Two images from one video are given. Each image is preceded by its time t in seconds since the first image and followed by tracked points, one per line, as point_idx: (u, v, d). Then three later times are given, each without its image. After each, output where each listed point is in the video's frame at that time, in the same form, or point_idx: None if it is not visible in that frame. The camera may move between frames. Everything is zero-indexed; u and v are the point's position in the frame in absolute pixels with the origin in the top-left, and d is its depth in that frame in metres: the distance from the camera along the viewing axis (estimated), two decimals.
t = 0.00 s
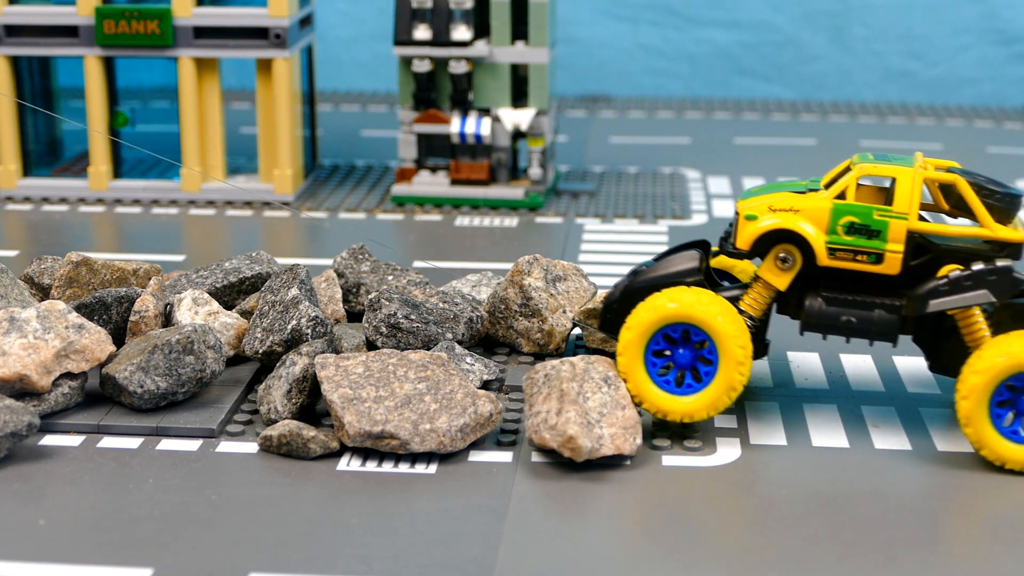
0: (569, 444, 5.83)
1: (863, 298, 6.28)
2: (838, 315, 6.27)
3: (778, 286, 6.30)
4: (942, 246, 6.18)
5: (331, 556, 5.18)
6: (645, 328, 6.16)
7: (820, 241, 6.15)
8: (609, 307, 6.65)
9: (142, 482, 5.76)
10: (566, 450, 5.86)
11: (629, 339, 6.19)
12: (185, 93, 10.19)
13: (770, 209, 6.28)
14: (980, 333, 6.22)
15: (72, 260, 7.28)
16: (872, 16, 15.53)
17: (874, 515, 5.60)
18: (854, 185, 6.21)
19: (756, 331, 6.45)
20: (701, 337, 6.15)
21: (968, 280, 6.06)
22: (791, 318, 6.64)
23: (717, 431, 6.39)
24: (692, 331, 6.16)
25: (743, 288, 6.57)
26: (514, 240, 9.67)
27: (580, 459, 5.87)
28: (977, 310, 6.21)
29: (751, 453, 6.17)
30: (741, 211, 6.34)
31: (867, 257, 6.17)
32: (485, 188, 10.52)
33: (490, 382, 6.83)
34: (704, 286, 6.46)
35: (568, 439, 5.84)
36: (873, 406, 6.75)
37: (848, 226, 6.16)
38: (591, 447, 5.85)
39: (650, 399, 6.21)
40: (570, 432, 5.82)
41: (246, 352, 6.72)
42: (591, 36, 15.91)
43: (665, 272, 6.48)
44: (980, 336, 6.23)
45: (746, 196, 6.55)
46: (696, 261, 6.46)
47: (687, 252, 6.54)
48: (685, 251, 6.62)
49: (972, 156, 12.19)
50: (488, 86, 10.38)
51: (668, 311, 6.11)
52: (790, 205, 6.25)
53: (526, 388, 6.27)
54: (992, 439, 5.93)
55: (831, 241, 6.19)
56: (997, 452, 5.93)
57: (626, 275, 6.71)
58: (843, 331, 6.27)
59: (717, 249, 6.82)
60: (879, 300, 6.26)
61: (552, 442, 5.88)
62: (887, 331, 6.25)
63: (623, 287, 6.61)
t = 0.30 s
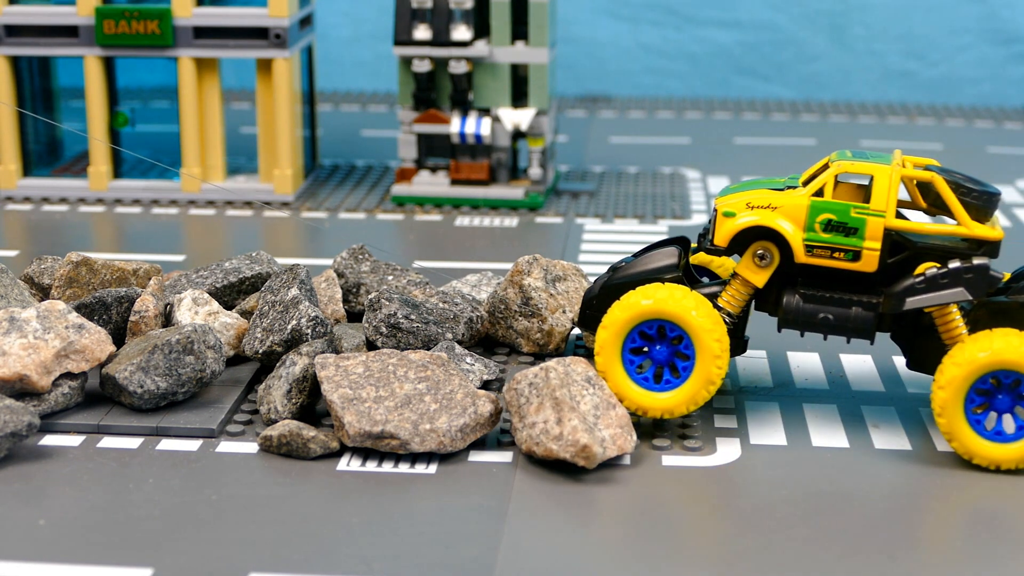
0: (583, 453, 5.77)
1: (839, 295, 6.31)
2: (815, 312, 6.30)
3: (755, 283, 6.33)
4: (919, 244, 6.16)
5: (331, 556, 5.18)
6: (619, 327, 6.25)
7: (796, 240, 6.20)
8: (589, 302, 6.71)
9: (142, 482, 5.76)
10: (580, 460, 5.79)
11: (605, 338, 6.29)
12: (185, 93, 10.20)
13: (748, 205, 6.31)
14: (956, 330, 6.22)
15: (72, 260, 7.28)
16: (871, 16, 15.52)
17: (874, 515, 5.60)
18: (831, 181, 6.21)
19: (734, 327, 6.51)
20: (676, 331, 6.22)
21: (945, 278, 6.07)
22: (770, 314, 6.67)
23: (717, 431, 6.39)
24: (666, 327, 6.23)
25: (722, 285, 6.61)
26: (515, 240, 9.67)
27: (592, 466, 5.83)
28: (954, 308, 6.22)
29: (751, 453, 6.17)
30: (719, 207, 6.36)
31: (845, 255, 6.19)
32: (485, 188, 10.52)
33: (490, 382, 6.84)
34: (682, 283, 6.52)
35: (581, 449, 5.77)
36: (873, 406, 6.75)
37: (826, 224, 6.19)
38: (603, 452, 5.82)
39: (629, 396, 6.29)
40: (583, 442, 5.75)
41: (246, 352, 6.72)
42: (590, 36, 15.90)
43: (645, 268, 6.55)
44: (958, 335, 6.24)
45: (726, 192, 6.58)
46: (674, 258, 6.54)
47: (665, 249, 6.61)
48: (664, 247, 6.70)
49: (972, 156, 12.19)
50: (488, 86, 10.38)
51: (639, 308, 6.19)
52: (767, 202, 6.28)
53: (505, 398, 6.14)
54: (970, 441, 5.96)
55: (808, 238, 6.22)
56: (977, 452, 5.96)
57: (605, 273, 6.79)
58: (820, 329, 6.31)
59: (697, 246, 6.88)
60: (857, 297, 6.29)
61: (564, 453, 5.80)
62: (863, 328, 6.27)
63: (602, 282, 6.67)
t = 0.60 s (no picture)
0: (589, 458, 5.75)
1: (829, 294, 6.32)
2: (807, 311, 6.31)
3: (748, 281, 6.33)
4: (911, 243, 6.19)
5: (332, 556, 5.18)
6: (611, 326, 6.24)
7: (789, 237, 6.20)
8: (582, 299, 6.70)
9: (142, 482, 5.76)
10: (586, 465, 5.78)
11: (596, 337, 6.27)
12: (185, 93, 10.21)
13: (741, 204, 6.32)
14: (948, 329, 6.24)
15: (72, 261, 7.28)
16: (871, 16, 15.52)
17: (874, 515, 5.60)
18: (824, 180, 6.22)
19: (727, 325, 6.53)
20: (668, 330, 6.22)
21: (937, 277, 6.09)
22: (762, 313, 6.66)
23: (717, 431, 6.39)
24: (658, 326, 6.23)
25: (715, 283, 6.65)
26: (515, 240, 9.67)
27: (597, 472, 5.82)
28: (945, 307, 6.23)
29: (751, 453, 6.17)
30: (712, 206, 6.38)
31: (837, 253, 6.20)
32: (485, 188, 10.52)
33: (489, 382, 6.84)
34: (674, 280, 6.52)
35: (587, 454, 5.75)
36: (873, 406, 6.75)
37: (819, 223, 6.19)
38: (607, 457, 5.81)
39: (621, 394, 6.29)
40: (589, 447, 5.74)
41: (246, 352, 6.72)
42: (590, 36, 15.90)
43: (637, 265, 6.54)
44: (949, 333, 6.25)
45: (719, 190, 6.59)
46: (667, 256, 6.52)
47: (657, 247, 6.60)
48: (655, 245, 6.68)
49: (972, 155, 12.19)
50: (488, 86, 10.38)
51: (632, 308, 6.18)
52: (760, 200, 6.28)
53: (501, 405, 6.08)
54: (962, 445, 5.97)
55: (801, 237, 6.22)
56: (972, 453, 5.96)
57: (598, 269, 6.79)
58: (812, 327, 6.31)
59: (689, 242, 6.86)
60: (848, 296, 6.29)
61: (570, 459, 5.78)
62: (854, 327, 6.28)
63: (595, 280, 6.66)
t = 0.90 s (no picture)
0: (597, 459, 5.75)
1: (810, 284, 6.39)
2: (786, 299, 6.39)
3: (730, 264, 6.42)
4: (895, 240, 6.24)
5: (331, 557, 5.18)
6: (579, 314, 6.34)
7: (772, 224, 6.27)
8: (564, 267, 6.72)
9: (142, 482, 5.76)
10: (594, 467, 5.76)
11: (570, 328, 6.38)
12: (185, 93, 10.12)
13: (727, 187, 6.37)
14: (926, 327, 6.30)
15: (72, 261, 7.27)
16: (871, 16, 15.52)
17: (873, 515, 5.60)
18: (814, 171, 6.28)
19: (705, 307, 6.57)
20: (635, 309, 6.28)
21: (919, 277, 6.14)
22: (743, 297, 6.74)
23: (717, 431, 6.39)
24: (624, 308, 6.30)
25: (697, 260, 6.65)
26: (515, 240, 9.67)
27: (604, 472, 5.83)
28: (926, 307, 6.29)
29: (751, 453, 6.17)
30: (699, 187, 6.43)
31: (821, 245, 6.28)
32: (485, 188, 10.52)
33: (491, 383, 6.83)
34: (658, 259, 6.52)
35: (595, 456, 5.74)
36: (873, 406, 6.75)
37: (804, 213, 6.26)
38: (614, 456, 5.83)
39: (605, 377, 6.38)
40: (597, 449, 5.73)
41: (246, 352, 6.71)
42: (591, 36, 15.88)
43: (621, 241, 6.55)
44: (926, 329, 6.32)
45: (707, 170, 6.63)
46: (650, 232, 6.53)
47: (642, 221, 6.60)
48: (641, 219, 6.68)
49: (972, 156, 12.19)
50: (488, 86, 10.38)
51: (596, 293, 6.27)
52: (747, 185, 6.34)
53: (502, 408, 6.03)
54: (943, 448, 5.98)
55: (785, 226, 6.29)
56: (955, 454, 5.97)
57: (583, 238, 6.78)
58: (790, 316, 6.40)
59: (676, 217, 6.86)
60: (829, 288, 6.36)
61: (578, 461, 5.77)
62: (832, 318, 6.36)
63: (578, 249, 6.67)
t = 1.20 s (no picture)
0: (603, 466, 5.75)
1: (774, 273, 6.45)
2: (749, 287, 6.44)
3: (695, 249, 6.46)
4: (861, 233, 6.29)
5: (331, 556, 5.18)
6: (536, 312, 6.48)
7: (739, 209, 6.29)
8: (529, 242, 6.80)
9: (142, 482, 5.76)
10: (600, 473, 5.77)
11: (537, 327, 6.51)
12: (185, 93, 10.13)
13: (697, 171, 6.43)
14: (887, 322, 6.34)
15: (72, 260, 7.27)
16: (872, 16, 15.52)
17: (871, 514, 5.61)
18: (783, 160, 6.32)
19: (668, 289, 6.64)
20: (587, 289, 6.39)
21: (882, 272, 6.20)
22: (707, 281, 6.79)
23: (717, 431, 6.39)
24: (576, 293, 6.43)
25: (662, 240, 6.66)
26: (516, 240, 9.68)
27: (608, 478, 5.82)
28: (887, 303, 6.32)
29: (750, 453, 6.17)
30: (669, 170, 6.50)
31: (787, 234, 6.33)
32: (485, 188, 10.52)
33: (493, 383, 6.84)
34: (621, 241, 6.57)
35: (601, 462, 5.74)
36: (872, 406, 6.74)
37: (772, 202, 6.30)
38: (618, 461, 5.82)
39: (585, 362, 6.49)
40: (603, 456, 5.73)
41: (246, 352, 6.71)
42: (590, 36, 15.88)
43: (585, 220, 6.60)
44: (887, 325, 6.35)
45: (679, 152, 6.68)
46: (616, 213, 6.59)
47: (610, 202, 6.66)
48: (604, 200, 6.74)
49: (973, 156, 12.19)
50: (488, 86, 10.38)
51: (544, 286, 6.41)
52: (717, 170, 6.39)
53: (500, 417, 5.99)
54: (918, 451, 6.00)
55: (752, 213, 6.33)
56: (934, 451, 5.98)
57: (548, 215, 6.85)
58: (752, 304, 6.45)
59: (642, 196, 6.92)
60: (792, 278, 6.43)
61: (584, 469, 5.76)
62: (793, 308, 6.42)
63: (545, 224, 6.74)
